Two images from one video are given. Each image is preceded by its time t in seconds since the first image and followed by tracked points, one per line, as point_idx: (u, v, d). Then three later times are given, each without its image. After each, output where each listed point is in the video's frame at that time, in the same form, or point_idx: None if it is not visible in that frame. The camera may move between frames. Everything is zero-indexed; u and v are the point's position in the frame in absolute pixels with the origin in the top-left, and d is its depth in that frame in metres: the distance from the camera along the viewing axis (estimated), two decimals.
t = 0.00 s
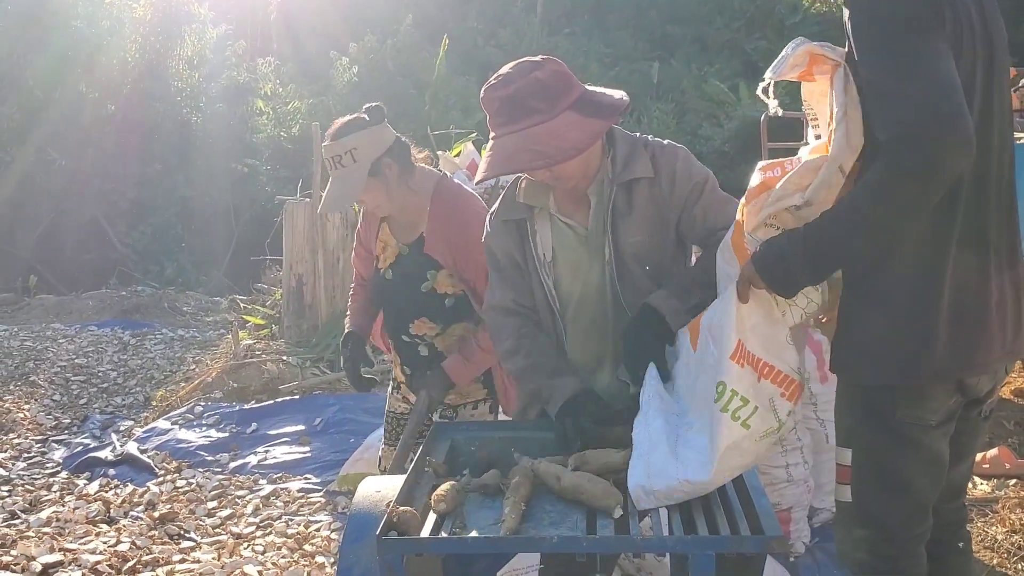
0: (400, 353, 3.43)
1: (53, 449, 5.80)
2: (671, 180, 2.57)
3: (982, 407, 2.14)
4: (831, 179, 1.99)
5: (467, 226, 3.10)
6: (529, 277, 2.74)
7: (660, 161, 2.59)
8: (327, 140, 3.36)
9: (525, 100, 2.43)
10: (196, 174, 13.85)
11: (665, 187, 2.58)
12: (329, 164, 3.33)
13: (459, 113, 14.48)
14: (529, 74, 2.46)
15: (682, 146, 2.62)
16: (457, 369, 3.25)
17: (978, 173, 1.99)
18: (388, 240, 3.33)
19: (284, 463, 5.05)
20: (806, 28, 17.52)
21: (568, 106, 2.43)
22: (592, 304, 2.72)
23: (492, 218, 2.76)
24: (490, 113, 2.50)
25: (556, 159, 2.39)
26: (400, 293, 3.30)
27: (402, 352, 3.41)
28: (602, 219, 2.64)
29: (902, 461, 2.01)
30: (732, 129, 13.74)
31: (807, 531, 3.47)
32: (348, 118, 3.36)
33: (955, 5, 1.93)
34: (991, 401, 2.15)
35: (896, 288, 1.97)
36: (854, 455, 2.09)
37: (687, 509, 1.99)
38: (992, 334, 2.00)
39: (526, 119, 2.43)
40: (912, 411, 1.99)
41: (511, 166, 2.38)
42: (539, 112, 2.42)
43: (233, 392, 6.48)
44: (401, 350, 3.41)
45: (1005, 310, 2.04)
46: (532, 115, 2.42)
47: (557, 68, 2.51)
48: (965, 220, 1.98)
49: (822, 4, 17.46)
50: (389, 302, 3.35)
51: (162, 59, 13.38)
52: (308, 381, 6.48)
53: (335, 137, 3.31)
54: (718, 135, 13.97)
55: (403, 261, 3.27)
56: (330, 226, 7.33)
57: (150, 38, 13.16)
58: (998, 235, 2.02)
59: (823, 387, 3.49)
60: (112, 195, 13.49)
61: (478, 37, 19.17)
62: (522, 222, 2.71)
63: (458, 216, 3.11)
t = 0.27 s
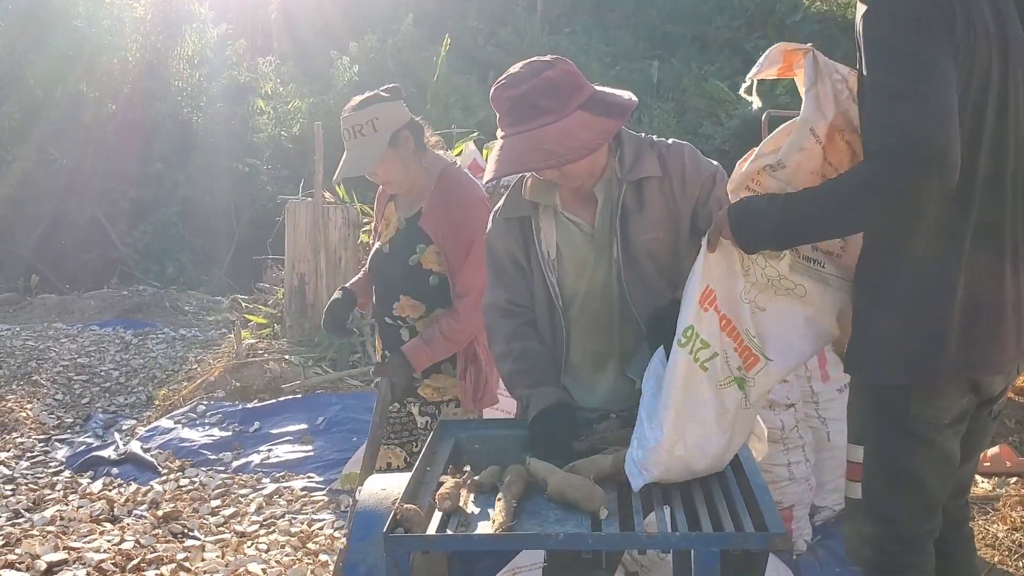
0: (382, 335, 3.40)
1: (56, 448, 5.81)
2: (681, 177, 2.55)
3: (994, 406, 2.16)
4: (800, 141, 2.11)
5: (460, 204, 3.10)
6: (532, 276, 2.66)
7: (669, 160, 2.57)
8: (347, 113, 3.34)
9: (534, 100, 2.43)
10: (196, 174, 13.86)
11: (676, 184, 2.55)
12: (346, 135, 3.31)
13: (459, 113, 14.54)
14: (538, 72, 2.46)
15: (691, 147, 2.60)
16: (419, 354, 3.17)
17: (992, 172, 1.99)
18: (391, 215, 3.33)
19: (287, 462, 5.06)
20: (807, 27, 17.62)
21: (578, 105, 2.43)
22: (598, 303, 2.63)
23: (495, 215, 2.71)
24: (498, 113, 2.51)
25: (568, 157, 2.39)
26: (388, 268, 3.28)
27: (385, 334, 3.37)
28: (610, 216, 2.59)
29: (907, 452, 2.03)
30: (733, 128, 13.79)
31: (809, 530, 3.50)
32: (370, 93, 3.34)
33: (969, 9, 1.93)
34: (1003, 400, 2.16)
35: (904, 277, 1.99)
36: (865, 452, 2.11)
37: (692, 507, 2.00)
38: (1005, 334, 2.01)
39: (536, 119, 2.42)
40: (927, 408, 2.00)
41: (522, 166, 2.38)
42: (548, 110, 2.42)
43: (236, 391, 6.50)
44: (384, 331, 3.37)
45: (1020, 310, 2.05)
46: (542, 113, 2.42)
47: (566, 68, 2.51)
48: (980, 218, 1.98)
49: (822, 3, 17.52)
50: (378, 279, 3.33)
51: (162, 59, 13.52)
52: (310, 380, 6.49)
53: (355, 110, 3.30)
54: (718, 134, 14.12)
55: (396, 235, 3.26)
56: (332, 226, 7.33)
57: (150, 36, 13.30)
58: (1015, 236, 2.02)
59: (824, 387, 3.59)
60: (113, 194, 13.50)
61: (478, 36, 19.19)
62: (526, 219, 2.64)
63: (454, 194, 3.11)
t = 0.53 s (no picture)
0: (371, 329, 3.30)
1: (58, 448, 5.83)
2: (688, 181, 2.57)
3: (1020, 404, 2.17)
4: (799, 95, 2.16)
5: (460, 196, 3.04)
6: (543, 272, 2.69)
7: (675, 165, 2.59)
8: (355, 101, 3.24)
9: (545, 101, 2.44)
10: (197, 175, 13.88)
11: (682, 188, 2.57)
12: (355, 122, 3.19)
13: (460, 114, 14.64)
14: (548, 75, 2.47)
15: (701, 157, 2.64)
16: (410, 351, 3.09)
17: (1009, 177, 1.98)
18: (389, 206, 3.25)
19: (288, 462, 5.07)
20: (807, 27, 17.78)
21: (588, 105, 2.44)
22: (605, 302, 2.65)
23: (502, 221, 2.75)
24: (509, 115, 2.51)
25: (582, 158, 2.41)
26: (381, 258, 3.18)
27: (373, 327, 3.28)
28: (616, 216, 2.58)
29: (916, 450, 2.03)
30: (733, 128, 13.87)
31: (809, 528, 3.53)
32: (378, 83, 3.26)
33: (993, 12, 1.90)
34: None
35: (912, 272, 2.00)
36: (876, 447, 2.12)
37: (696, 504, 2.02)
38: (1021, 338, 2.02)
39: (548, 120, 2.43)
40: (946, 410, 2.00)
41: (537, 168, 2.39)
42: (560, 111, 2.43)
43: (238, 391, 6.52)
44: (372, 325, 3.28)
45: None
46: (554, 115, 2.43)
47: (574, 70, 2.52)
48: (999, 226, 1.98)
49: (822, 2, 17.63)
50: (369, 271, 3.23)
51: (162, 60, 13.53)
52: (311, 380, 6.51)
53: (367, 96, 3.19)
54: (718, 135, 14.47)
55: (392, 226, 3.17)
56: (333, 226, 7.34)
57: (151, 37, 13.30)
58: None
59: (825, 387, 3.62)
60: (114, 196, 13.52)
61: (478, 36, 19.25)
62: (534, 214, 2.68)
63: (455, 187, 3.05)
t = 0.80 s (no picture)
0: (364, 328, 3.28)
1: (59, 449, 5.84)
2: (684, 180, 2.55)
3: None
4: (805, 85, 2.13)
5: (457, 194, 3.05)
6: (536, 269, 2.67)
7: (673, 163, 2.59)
8: (350, 98, 3.20)
9: (548, 91, 2.47)
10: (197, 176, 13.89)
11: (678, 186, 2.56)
12: (349, 119, 3.16)
13: (460, 114, 14.72)
14: (550, 65, 2.50)
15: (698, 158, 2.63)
16: (409, 351, 3.07)
17: None
18: (383, 203, 3.23)
19: (288, 462, 5.08)
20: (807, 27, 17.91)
21: (589, 91, 2.48)
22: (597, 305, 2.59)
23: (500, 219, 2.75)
24: (512, 105, 2.56)
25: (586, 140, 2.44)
26: (376, 257, 3.17)
27: (367, 326, 3.26)
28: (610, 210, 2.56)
29: (925, 456, 2.09)
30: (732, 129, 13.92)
31: (808, 527, 3.55)
32: (372, 81, 3.23)
33: None
34: None
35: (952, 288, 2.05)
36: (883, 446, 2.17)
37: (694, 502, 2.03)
38: None
39: (550, 108, 2.47)
40: (974, 425, 2.04)
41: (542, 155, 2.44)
42: (561, 98, 2.46)
43: (238, 391, 6.52)
44: (366, 325, 3.26)
45: None
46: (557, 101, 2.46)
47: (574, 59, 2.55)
48: None
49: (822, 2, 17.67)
50: (364, 271, 3.21)
51: (162, 61, 13.50)
52: (312, 381, 6.51)
53: (361, 94, 3.16)
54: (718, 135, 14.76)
55: (387, 225, 3.16)
56: (334, 227, 7.36)
57: (151, 38, 13.28)
58: None
59: (825, 386, 3.70)
60: (114, 197, 13.52)
61: (478, 36, 19.28)
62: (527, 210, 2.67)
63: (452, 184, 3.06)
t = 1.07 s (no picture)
0: (362, 328, 3.28)
1: (60, 449, 5.85)
2: (673, 180, 2.48)
3: None
4: (963, 140, 2.03)
5: (457, 194, 3.06)
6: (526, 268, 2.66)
7: (663, 159, 2.51)
8: (350, 96, 3.21)
9: (534, 93, 2.41)
10: (198, 176, 13.91)
11: (669, 185, 2.49)
12: (350, 118, 3.17)
13: (461, 114, 14.87)
14: (535, 68, 2.44)
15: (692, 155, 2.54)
16: (408, 349, 3.06)
17: None
18: (381, 203, 3.24)
19: (289, 462, 5.09)
20: (805, 28, 18.18)
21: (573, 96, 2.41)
22: (590, 306, 2.61)
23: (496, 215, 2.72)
24: (495, 109, 2.50)
25: (566, 147, 2.38)
26: (375, 255, 3.17)
27: (365, 325, 3.26)
28: (602, 212, 2.55)
29: (962, 476, 2.18)
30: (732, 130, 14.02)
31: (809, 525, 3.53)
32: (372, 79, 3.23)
33: None
34: None
35: None
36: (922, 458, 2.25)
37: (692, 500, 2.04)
38: None
39: (535, 112, 2.41)
40: None
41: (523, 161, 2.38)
42: (544, 102, 2.40)
43: (239, 391, 6.53)
44: (365, 325, 3.26)
45: None
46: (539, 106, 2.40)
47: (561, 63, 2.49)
48: None
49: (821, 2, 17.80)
50: (362, 269, 3.22)
51: (163, 61, 13.40)
52: (313, 380, 6.53)
53: (361, 93, 3.16)
54: (718, 134, 14.96)
55: (387, 224, 3.16)
56: (335, 227, 7.39)
57: (151, 39, 13.14)
58: None
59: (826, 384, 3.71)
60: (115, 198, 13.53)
61: (477, 36, 19.37)
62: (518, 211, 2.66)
63: (450, 183, 3.07)
